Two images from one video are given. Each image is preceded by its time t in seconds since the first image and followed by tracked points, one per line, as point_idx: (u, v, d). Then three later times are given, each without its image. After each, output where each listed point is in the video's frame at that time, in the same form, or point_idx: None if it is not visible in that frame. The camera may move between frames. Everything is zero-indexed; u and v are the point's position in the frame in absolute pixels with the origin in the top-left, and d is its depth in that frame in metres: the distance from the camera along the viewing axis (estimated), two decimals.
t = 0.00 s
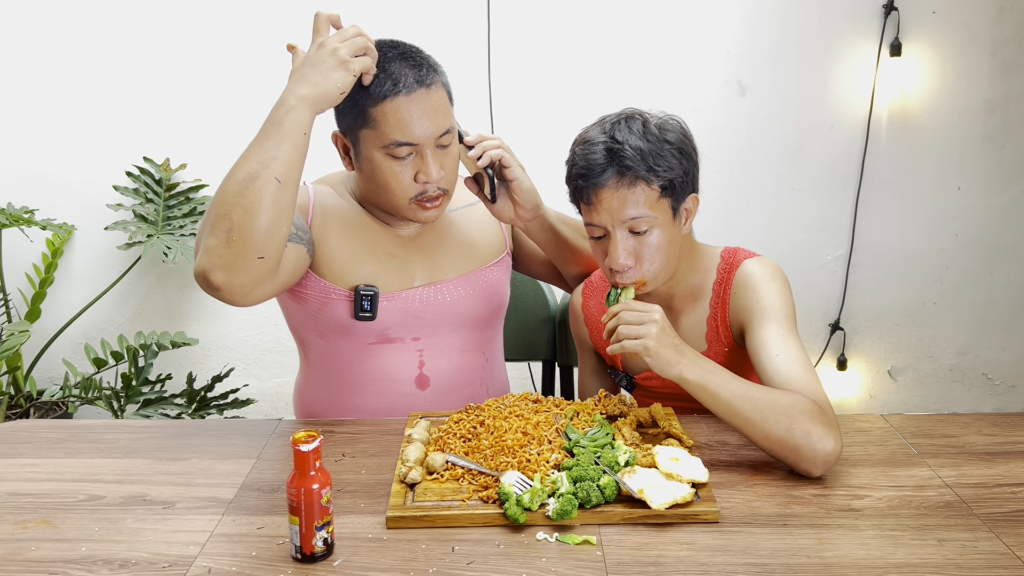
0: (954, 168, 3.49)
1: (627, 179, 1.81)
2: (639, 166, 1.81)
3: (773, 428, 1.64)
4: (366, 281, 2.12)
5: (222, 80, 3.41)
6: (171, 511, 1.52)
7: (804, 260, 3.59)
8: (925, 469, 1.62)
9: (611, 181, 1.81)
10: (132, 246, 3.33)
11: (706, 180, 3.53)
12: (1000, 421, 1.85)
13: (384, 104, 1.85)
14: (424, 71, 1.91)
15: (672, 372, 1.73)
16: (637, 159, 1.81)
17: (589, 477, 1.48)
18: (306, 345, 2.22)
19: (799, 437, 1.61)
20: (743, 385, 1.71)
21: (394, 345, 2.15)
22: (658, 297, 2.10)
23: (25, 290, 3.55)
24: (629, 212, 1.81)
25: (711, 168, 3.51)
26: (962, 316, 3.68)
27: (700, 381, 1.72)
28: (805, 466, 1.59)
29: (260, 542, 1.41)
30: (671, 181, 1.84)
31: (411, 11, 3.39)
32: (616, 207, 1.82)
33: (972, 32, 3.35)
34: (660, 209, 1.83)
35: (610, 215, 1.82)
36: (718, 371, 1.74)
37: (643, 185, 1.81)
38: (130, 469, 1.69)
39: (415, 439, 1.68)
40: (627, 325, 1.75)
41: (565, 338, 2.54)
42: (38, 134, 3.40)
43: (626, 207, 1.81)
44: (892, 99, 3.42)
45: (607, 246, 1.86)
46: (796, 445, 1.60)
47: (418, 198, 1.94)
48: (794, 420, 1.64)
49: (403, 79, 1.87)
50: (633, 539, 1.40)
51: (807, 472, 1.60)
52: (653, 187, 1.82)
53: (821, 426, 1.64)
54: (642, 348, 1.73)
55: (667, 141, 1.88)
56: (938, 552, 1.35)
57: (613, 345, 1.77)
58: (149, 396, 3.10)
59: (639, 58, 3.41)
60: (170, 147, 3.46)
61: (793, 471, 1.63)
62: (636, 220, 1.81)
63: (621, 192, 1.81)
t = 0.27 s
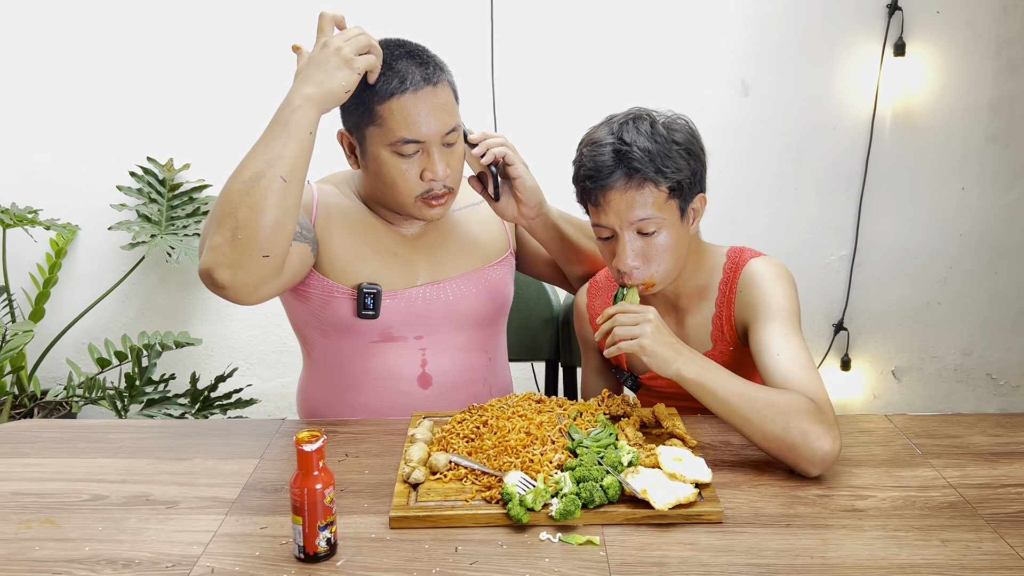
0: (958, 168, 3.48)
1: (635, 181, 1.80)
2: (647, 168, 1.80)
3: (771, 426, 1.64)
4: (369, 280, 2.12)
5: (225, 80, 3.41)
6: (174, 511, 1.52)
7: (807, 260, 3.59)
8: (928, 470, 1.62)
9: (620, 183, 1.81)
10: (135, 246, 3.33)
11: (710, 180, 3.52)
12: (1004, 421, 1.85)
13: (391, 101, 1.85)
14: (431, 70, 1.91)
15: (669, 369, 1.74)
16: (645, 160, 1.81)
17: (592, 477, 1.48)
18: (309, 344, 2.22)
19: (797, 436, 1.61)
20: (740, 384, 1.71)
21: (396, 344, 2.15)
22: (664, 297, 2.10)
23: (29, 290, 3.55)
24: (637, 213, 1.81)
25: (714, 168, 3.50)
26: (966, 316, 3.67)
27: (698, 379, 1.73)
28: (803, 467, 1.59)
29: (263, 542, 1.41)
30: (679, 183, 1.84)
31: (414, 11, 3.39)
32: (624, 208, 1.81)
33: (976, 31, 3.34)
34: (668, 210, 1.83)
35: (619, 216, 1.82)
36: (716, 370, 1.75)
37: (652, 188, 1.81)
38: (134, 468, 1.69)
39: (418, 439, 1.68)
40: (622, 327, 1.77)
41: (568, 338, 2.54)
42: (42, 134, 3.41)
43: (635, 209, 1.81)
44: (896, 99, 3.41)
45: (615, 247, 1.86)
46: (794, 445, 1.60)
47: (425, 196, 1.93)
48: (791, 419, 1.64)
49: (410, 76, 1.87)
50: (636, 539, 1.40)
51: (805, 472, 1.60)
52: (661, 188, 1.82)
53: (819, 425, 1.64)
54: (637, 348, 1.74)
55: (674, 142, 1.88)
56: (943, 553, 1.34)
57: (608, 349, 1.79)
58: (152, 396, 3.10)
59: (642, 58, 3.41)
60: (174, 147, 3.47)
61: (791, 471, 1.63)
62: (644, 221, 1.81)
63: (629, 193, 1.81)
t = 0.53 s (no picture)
0: (961, 168, 3.48)
1: (641, 182, 1.80)
2: (653, 169, 1.80)
3: (773, 425, 1.64)
4: (373, 280, 2.12)
5: (227, 80, 3.41)
6: (177, 511, 1.52)
7: (810, 260, 3.58)
8: (931, 470, 1.62)
9: (625, 185, 1.81)
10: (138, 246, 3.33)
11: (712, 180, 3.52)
12: (1008, 422, 1.84)
13: (392, 100, 1.85)
14: (431, 68, 1.91)
15: (676, 362, 1.76)
16: (651, 161, 1.81)
17: (595, 477, 1.48)
18: (313, 344, 2.22)
19: (799, 436, 1.61)
20: (744, 380, 1.72)
21: (401, 343, 2.15)
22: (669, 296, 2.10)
23: (32, 290, 3.56)
24: (642, 214, 1.81)
25: (716, 168, 3.50)
26: (969, 316, 3.66)
27: (700, 377, 1.74)
28: (803, 466, 1.59)
29: (266, 542, 1.41)
30: (685, 184, 1.84)
31: (416, 11, 3.39)
32: (629, 209, 1.81)
33: (979, 31, 3.33)
34: (673, 211, 1.83)
35: (624, 217, 1.82)
36: (721, 366, 1.75)
37: (657, 189, 1.81)
38: (136, 468, 1.69)
39: (420, 439, 1.68)
40: (635, 313, 1.80)
41: (570, 338, 2.53)
42: (45, 135, 3.42)
43: (640, 210, 1.81)
44: (898, 99, 3.40)
45: (620, 248, 1.86)
46: (795, 443, 1.60)
47: (427, 195, 1.93)
48: (793, 419, 1.64)
49: (410, 75, 1.87)
50: (639, 539, 1.40)
51: (806, 472, 1.59)
52: (666, 190, 1.81)
53: (822, 426, 1.63)
54: (648, 334, 1.77)
55: (680, 143, 1.87)
56: (945, 553, 1.34)
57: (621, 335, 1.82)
58: (155, 396, 3.10)
59: (644, 57, 3.41)
60: (176, 147, 3.47)
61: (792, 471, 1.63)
62: (649, 222, 1.81)
63: (635, 195, 1.80)
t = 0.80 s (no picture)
0: (963, 168, 3.47)
1: (643, 181, 1.80)
2: (656, 168, 1.80)
3: (777, 424, 1.64)
4: (373, 281, 2.12)
5: (228, 81, 3.42)
6: (179, 511, 1.52)
7: (812, 260, 3.58)
8: (933, 470, 1.62)
9: (628, 183, 1.80)
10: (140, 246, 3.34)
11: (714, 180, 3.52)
12: (1010, 422, 1.84)
13: (390, 102, 1.85)
14: (429, 69, 1.91)
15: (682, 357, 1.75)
16: (654, 160, 1.81)
17: (597, 477, 1.48)
18: (314, 345, 2.22)
19: (803, 435, 1.60)
20: (750, 379, 1.72)
21: (401, 344, 2.15)
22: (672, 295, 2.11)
23: (34, 290, 3.56)
24: (645, 213, 1.80)
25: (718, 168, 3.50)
26: (971, 316, 3.66)
27: (708, 371, 1.73)
28: (806, 466, 1.58)
29: (268, 542, 1.41)
30: (688, 183, 1.84)
31: (418, 11, 3.39)
32: (632, 208, 1.81)
33: (982, 30, 3.33)
34: (676, 210, 1.83)
35: (627, 217, 1.81)
36: (726, 363, 1.75)
37: (660, 188, 1.80)
38: (138, 468, 1.69)
39: (423, 439, 1.69)
40: (648, 305, 1.79)
41: (572, 337, 2.51)
42: (47, 135, 3.42)
43: (642, 209, 1.80)
44: (900, 99, 3.40)
45: (622, 247, 1.85)
46: (800, 443, 1.60)
47: (427, 194, 1.93)
48: (799, 418, 1.64)
49: (408, 77, 1.87)
50: (640, 539, 1.40)
51: (809, 472, 1.59)
52: (669, 189, 1.81)
53: (827, 426, 1.63)
54: (659, 326, 1.76)
55: (683, 142, 1.88)
56: (948, 554, 1.34)
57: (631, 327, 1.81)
58: (157, 396, 3.10)
59: (646, 57, 3.41)
60: (178, 147, 3.47)
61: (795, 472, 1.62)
62: (652, 221, 1.81)
63: (637, 194, 1.80)
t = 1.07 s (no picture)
0: (964, 168, 3.47)
1: (650, 182, 1.80)
2: (661, 169, 1.80)
3: (777, 420, 1.64)
4: (372, 284, 2.12)
5: (229, 82, 3.42)
6: (180, 511, 1.52)
7: (812, 260, 3.58)
8: (935, 470, 1.61)
9: (634, 185, 1.80)
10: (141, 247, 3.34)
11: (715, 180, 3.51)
12: (1011, 422, 1.84)
13: (388, 105, 1.85)
14: (426, 71, 1.91)
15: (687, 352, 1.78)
16: (660, 161, 1.81)
17: (598, 477, 1.48)
18: (313, 348, 2.22)
19: (803, 433, 1.61)
20: (752, 375, 1.73)
21: (400, 346, 2.15)
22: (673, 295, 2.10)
23: (35, 290, 3.56)
24: (653, 214, 1.80)
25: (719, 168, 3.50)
26: (972, 317, 3.66)
27: (711, 369, 1.76)
28: (804, 463, 1.58)
29: (268, 542, 1.41)
30: (693, 183, 1.84)
31: (419, 12, 3.39)
32: (640, 210, 1.80)
33: (983, 31, 3.33)
34: (682, 211, 1.83)
35: (634, 218, 1.81)
36: (730, 361, 1.76)
37: (666, 188, 1.81)
38: (139, 468, 1.69)
39: (423, 439, 1.69)
40: (662, 294, 1.81)
41: (573, 338, 2.52)
42: (49, 135, 3.42)
43: (650, 211, 1.80)
44: (901, 99, 3.40)
45: (631, 250, 1.85)
46: (800, 441, 1.60)
47: (425, 197, 1.93)
48: (799, 416, 1.64)
49: (405, 79, 1.86)
50: (641, 539, 1.40)
51: (809, 471, 1.59)
52: (676, 189, 1.82)
53: (828, 425, 1.63)
54: (667, 318, 1.78)
55: (685, 142, 1.88)
56: (949, 554, 1.34)
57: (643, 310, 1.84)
58: (158, 396, 3.10)
59: (647, 57, 3.41)
60: (179, 147, 3.47)
61: (795, 471, 1.62)
62: (660, 223, 1.81)
63: (644, 195, 1.80)
